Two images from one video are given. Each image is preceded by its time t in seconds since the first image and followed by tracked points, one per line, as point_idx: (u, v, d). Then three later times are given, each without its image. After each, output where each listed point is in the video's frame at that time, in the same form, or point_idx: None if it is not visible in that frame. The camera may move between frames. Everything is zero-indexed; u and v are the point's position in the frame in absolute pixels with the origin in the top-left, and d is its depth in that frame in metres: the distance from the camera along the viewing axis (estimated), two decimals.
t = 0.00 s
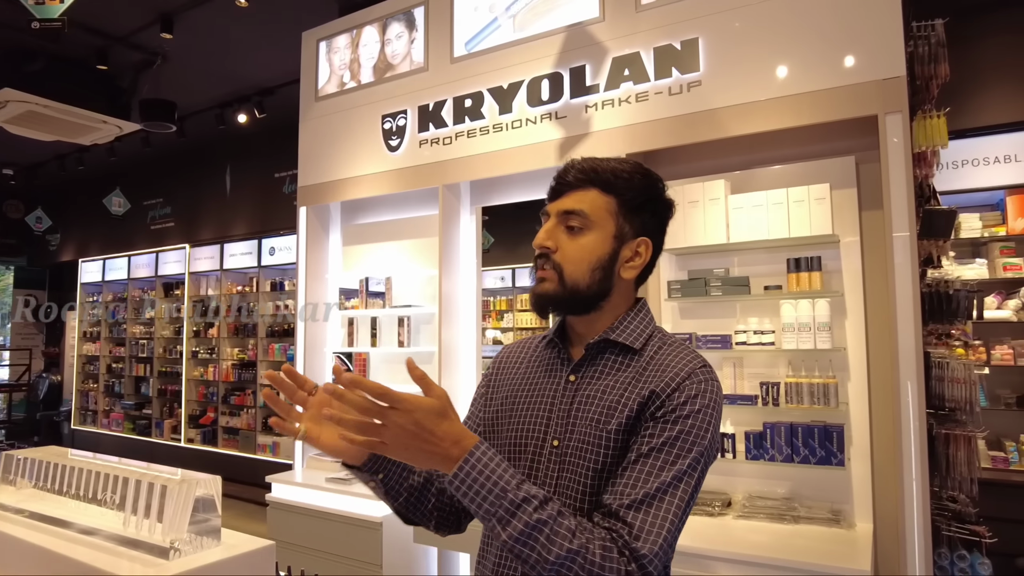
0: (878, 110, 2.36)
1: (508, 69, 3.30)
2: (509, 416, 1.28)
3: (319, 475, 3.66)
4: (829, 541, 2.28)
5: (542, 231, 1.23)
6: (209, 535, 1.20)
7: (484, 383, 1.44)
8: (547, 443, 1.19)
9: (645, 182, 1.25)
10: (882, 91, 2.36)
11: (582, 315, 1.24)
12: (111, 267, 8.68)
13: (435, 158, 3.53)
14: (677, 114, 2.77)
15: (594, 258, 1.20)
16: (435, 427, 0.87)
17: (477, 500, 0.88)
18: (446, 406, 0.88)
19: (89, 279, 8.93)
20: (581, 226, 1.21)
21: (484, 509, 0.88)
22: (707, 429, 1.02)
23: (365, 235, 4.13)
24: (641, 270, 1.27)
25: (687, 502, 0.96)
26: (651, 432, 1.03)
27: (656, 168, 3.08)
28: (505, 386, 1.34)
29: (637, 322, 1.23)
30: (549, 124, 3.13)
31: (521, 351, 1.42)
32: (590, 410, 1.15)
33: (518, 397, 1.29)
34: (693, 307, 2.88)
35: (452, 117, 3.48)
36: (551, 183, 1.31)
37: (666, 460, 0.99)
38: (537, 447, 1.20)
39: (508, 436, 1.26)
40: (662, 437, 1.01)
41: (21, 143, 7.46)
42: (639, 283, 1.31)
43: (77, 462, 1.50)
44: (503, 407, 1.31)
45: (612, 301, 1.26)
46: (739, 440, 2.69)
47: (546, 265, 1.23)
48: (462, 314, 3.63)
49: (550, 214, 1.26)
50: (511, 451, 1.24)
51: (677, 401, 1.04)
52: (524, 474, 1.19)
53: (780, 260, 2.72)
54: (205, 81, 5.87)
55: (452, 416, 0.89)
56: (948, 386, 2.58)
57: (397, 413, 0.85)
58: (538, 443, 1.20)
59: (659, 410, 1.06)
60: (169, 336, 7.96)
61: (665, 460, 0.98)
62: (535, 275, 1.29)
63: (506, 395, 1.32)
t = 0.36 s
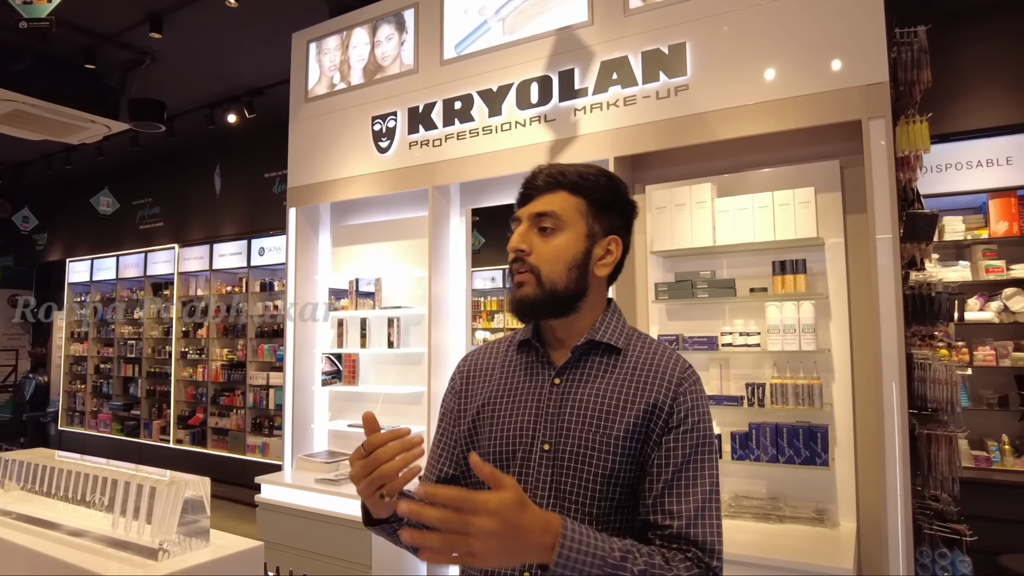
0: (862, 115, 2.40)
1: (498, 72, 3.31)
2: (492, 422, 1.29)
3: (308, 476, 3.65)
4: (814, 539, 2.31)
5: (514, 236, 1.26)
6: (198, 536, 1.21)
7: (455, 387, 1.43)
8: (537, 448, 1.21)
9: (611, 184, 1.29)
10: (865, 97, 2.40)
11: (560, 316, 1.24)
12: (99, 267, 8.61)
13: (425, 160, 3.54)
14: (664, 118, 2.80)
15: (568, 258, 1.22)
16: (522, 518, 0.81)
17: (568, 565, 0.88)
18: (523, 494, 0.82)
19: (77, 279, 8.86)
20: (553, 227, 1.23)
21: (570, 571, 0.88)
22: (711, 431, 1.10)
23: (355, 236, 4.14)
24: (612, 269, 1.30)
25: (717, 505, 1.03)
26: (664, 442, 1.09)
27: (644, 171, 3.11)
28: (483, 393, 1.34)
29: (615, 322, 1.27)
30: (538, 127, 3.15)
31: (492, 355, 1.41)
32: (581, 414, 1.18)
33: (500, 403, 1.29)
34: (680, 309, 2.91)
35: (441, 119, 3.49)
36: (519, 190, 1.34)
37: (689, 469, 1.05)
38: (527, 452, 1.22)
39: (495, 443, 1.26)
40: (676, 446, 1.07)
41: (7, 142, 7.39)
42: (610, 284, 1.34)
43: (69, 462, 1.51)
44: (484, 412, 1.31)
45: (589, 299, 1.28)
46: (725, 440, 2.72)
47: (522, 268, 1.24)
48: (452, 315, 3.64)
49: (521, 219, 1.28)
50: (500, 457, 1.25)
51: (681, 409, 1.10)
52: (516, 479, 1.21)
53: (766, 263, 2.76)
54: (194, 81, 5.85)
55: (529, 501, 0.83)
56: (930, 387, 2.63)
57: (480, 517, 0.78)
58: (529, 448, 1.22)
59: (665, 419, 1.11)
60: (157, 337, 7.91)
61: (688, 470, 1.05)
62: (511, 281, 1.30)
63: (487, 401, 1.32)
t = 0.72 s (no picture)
0: (850, 114, 2.41)
1: (489, 72, 3.32)
2: (472, 421, 1.29)
3: (299, 476, 3.64)
4: (802, 537, 2.32)
5: (484, 239, 1.26)
6: (182, 532, 1.20)
7: (437, 389, 1.43)
8: (514, 445, 1.21)
9: (575, 181, 1.29)
10: (853, 97, 2.41)
11: (536, 315, 1.25)
12: (92, 266, 8.57)
13: (416, 159, 3.54)
14: (653, 118, 2.81)
15: (539, 257, 1.22)
16: (521, 533, 0.88)
17: None
18: (522, 512, 0.90)
19: (70, 279, 8.81)
20: (521, 228, 1.23)
21: None
22: (688, 427, 1.13)
23: (347, 236, 4.13)
24: (584, 263, 1.30)
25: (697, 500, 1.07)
26: (645, 440, 1.12)
27: (634, 171, 3.12)
28: (462, 393, 1.34)
29: (589, 317, 1.28)
30: (529, 126, 3.16)
31: (469, 355, 1.41)
32: (559, 410, 1.19)
33: (478, 403, 1.30)
34: (670, 308, 2.92)
35: (433, 118, 3.49)
36: (485, 193, 1.34)
37: (671, 466, 1.08)
38: (505, 449, 1.22)
39: (474, 443, 1.26)
40: (656, 444, 1.10)
41: None
42: (584, 278, 1.35)
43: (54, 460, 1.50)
44: (464, 411, 1.32)
45: (563, 295, 1.28)
46: (714, 439, 2.73)
47: (494, 271, 1.24)
48: (444, 314, 3.64)
49: (489, 222, 1.29)
50: (479, 456, 1.25)
51: (659, 405, 1.13)
52: (494, 476, 1.21)
53: (755, 262, 2.77)
54: (187, 80, 5.83)
55: (526, 518, 0.90)
56: (917, 385, 2.65)
57: (481, 532, 0.85)
58: (505, 445, 1.22)
59: (645, 418, 1.13)
60: (151, 336, 7.87)
61: (670, 467, 1.08)
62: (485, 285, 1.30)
63: (467, 400, 1.32)
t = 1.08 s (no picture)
0: (835, 115, 2.42)
1: (477, 72, 3.31)
2: (444, 421, 1.28)
3: (289, 476, 3.64)
4: (786, 537, 2.33)
5: (459, 232, 1.26)
6: (156, 532, 1.20)
7: (410, 389, 1.42)
8: (485, 445, 1.21)
9: (550, 180, 1.30)
10: (839, 97, 2.41)
11: (509, 310, 1.25)
12: (86, 267, 8.54)
13: (405, 159, 3.54)
14: (641, 118, 2.81)
15: (513, 251, 1.23)
16: (483, 554, 0.90)
17: None
18: (483, 533, 0.92)
19: (64, 279, 8.79)
20: (496, 221, 1.24)
21: None
22: (661, 427, 1.15)
23: (337, 236, 4.12)
24: (557, 260, 1.31)
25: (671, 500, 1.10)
26: (618, 442, 1.13)
27: (622, 171, 3.11)
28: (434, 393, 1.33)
29: (564, 318, 1.29)
30: (517, 126, 3.15)
31: (443, 355, 1.41)
32: (531, 411, 1.19)
33: (451, 402, 1.29)
34: (657, 308, 2.93)
35: (422, 118, 3.48)
36: (463, 191, 1.35)
37: (645, 468, 1.11)
38: (477, 450, 1.22)
39: (446, 443, 1.26)
40: (629, 446, 1.12)
41: None
42: (557, 278, 1.35)
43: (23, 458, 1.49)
44: (437, 412, 1.31)
45: (536, 292, 1.28)
46: (700, 439, 2.74)
47: (467, 264, 1.24)
48: (433, 315, 3.64)
49: (465, 216, 1.29)
50: (451, 456, 1.25)
51: (631, 407, 1.14)
52: (466, 477, 1.20)
53: (742, 262, 2.77)
54: (179, 80, 5.81)
55: (489, 538, 0.93)
56: (903, 385, 2.66)
57: (441, 556, 0.89)
58: (477, 445, 1.22)
59: (618, 419, 1.15)
60: (145, 337, 7.85)
61: (644, 469, 1.11)
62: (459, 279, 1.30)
63: (440, 401, 1.32)
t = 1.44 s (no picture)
0: (832, 115, 2.41)
1: (475, 73, 3.32)
2: (438, 420, 1.28)
3: (288, 476, 3.64)
4: (782, 537, 2.33)
5: (447, 246, 1.26)
6: (148, 532, 1.18)
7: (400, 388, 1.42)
8: (482, 444, 1.21)
9: (532, 180, 1.29)
10: (835, 98, 2.41)
11: (505, 318, 1.25)
12: (88, 267, 8.56)
13: (403, 160, 3.54)
14: (638, 119, 2.81)
15: (501, 260, 1.23)
16: (478, 557, 0.92)
17: None
18: (479, 537, 0.94)
19: (67, 280, 8.81)
20: (482, 232, 1.24)
21: None
22: (656, 427, 1.17)
23: (335, 237, 4.13)
24: (548, 261, 1.31)
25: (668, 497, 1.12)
26: (616, 442, 1.15)
27: (619, 171, 3.12)
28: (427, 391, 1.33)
29: (557, 319, 1.29)
30: (515, 127, 3.16)
31: (434, 355, 1.40)
32: (528, 410, 1.19)
33: (445, 401, 1.29)
34: (654, 308, 2.92)
35: (420, 119, 3.49)
36: (446, 199, 1.35)
37: (642, 467, 1.12)
38: (472, 449, 1.22)
39: (441, 441, 1.25)
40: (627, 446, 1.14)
41: None
42: (550, 277, 1.35)
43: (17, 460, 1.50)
44: (430, 410, 1.31)
45: (530, 297, 1.29)
46: (698, 439, 2.74)
47: (460, 277, 1.24)
48: (432, 315, 3.64)
49: (451, 228, 1.29)
50: (445, 455, 1.24)
51: (628, 406, 1.16)
52: (461, 476, 1.21)
53: (738, 263, 2.77)
54: (180, 81, 5.82)
55: (485, 542, 0.95)
56: (901, 386, 2.65)
57: (437, 561, 0.91)
58: (472, 444, 1.22)
59: (615, 418, 1.17)
60: (147, 338, 7.86)
61: (641, 468, 1.12)
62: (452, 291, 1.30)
63: (433, 400, 1.31)
